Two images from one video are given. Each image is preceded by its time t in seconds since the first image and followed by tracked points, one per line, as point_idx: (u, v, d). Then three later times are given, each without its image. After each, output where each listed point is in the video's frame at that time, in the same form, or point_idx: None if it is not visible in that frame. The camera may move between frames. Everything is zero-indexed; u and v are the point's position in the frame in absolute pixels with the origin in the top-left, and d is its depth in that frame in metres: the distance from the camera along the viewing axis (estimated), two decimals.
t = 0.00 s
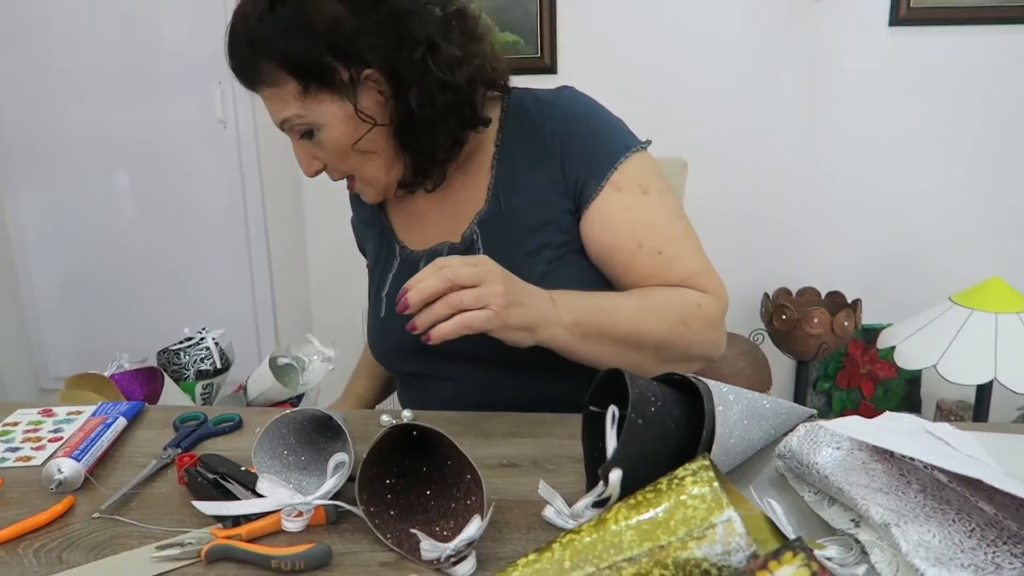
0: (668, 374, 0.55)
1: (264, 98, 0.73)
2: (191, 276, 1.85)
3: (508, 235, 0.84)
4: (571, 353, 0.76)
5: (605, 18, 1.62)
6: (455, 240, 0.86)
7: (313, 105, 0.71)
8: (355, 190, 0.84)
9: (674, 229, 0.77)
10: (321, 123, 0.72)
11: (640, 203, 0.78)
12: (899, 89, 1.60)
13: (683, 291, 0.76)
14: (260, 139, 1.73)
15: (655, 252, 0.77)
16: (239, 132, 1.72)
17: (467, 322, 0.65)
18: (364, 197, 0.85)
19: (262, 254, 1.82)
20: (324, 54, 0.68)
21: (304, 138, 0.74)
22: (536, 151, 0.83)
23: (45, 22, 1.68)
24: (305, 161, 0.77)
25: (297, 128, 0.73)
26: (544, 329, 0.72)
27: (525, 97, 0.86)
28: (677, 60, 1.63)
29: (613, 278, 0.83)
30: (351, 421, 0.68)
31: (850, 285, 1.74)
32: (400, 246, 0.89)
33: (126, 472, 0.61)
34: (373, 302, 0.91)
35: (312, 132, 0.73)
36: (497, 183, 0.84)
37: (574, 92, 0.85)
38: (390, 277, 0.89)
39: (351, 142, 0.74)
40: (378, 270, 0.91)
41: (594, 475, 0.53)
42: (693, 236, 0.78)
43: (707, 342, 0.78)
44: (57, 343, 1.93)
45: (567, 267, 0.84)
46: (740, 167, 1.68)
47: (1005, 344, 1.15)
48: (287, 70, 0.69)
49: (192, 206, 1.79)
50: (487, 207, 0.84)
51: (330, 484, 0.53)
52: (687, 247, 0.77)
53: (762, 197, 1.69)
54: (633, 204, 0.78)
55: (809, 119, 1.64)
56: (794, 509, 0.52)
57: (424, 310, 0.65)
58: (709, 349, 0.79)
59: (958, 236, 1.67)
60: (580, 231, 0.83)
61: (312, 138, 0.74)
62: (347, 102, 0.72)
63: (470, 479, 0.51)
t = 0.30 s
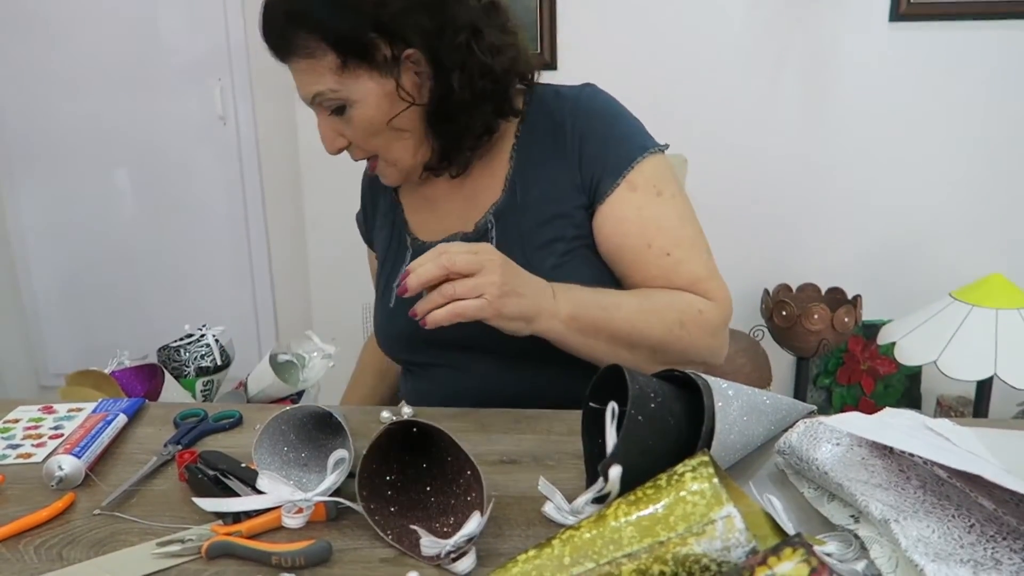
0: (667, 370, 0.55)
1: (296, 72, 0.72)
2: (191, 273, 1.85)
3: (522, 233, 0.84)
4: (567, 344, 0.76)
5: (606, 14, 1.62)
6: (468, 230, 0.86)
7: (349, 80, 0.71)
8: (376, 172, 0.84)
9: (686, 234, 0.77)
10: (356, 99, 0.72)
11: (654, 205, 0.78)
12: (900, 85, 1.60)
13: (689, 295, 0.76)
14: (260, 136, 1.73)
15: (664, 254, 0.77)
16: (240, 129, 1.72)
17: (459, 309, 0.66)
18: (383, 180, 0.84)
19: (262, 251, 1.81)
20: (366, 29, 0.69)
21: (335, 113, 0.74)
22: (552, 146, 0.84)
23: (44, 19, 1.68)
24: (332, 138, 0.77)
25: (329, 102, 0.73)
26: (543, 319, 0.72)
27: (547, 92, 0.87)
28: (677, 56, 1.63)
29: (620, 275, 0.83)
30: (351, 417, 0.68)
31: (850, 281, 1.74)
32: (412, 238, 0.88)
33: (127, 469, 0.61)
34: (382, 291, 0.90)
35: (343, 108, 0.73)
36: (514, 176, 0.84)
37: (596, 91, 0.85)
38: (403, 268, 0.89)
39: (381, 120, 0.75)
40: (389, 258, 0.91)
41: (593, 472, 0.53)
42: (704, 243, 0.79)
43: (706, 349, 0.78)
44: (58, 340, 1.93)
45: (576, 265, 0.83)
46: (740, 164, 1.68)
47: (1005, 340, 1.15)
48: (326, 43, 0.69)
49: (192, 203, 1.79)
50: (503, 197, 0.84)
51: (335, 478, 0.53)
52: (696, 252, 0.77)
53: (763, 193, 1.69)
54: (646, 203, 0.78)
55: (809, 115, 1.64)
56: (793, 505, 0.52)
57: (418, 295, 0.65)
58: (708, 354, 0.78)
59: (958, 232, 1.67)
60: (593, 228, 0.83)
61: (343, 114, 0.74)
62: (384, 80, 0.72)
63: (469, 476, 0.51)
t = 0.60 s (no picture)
0: (668, 367, 0.55)
1: (388, 39, 0.74)
2: (191, 270, 1.85)
3: (578, 229, 0.83)
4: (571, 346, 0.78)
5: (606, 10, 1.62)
6: (519, 216, 0.86)
7: (444, 51, 0.74)
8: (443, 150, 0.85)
9: (722, 254, 0.78)
10: (447, 71, 0.74)
11: (698, 219, 0.78)
12: (900, 82, 1.59)
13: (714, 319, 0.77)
14: (260, 132, 1.72)
15: (697, 269, 0.77)
16: (240, 125, 1.72)
17: (455, 325, 0.72)
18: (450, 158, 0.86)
19: (262, 248, 1.81)
20: (471, 4, 0.72)
21: (422, 84, 0.76)
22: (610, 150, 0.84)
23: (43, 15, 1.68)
24: (410, 109, 0.78)
25: (417, 73, 0.75)
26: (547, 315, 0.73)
27: (614, 100, 0.87)
28: (677, 54, 1.63)
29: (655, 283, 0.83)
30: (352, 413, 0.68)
31: (851, 278, 1.73)
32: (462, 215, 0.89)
33: (128, 465, 0.61)
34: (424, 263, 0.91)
35: (431, 80, 0.75)
36: (573, 173, 0.84)
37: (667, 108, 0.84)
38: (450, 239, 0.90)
39: (467, 95, 0.77)
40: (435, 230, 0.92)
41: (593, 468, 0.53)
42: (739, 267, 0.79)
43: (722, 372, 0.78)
44: (59, 336, 1.93)
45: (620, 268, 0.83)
46: (740, 161, 1.68)
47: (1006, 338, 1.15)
48: (429, 13, 0.71)
49: (192, 199, 1.79)
50: (559, 190, 0.84)
51: (336, 474, 0.53)
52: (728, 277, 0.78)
53: (764, 190, 1.69)
54: (689, 219, 0.78)
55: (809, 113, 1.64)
56: (793, 502, 0.52)
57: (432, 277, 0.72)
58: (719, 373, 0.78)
59: (959, 230, 1.67)
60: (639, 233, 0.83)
61: (431, 85, 0.76)
62: (478, 53, 0.75)
63: (469, 473, 0.51)
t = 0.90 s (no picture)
0: (668, 367, 0.55)
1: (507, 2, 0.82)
2: (190, 268, 1.85)
3: (614, 220, 0.89)
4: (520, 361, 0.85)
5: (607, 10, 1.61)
6: (572, 203, 0.92)
7: (561, 22, 0.82)
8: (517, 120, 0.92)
9: (716, 264, 0.81)
10: (559, 40, 0.83)
11: (711, 227, 0.83)
12: (900, 81, 1.59)
13: (704, 327, 0.80)
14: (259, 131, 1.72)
15: (684, 271, 0.82)
16: (240, 124, 1.72)
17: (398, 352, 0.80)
18: (529, 132, 0.91)
19: (262, 247, 1.81)
20: None
21: (532, 49, 0.84)
22: (656, 157, 0.90)
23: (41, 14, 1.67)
24: (512, 72, 0.85)
25: (529, 36, 0.83)
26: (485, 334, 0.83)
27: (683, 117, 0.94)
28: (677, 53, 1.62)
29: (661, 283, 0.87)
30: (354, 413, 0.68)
31: (851, 277, 1.73)
32: (518, 192, 0.96)
33: (128, 464, 0.61)
34: (473, 233, 0.97)
35: (541, 46, 0.83)
36: (624, 173, 0.91)
37: (719, 133, 0.89)
38: (500, 214, 0.96)
39: (570, 68, 0.85)
40: (487, 204, 0.98)
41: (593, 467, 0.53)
42: (740, 286, 0.81)
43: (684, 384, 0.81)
44: (59, 336, 1.94)
45: (642, 262, 0.88)
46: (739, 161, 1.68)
47: (1005, 335, 1.15)
48: None
49: (192, 198, 1.79)
50: (613, 183, 0.90)
51: (335, 473, 0.53)
52: (718, 287, 0.80)
53: (764, 188, 1.69)
54: (704, 223, 0.83)
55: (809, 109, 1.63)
56: (793, 501, 0.52)
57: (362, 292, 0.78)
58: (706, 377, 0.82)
59: (959, 229, 1.67)
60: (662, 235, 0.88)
61: (540, 52, 0.83)
62: (590, 30, 0.84)
63: (470, 473, 0.51)
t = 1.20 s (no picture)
0: (667, 371, 0.55)
1: None
2: (190, 271, 1.85)
3: (634, 221, 0.90)
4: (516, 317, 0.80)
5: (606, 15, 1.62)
6: (595, 205, 0.93)
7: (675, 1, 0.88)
8: (592, 88, 0.89)
9: (718, 263, 0.81)
10: (671, 16, 0.88)
11: (718, 231, 0.83)
12: (900, 84, 1.60)
13: (704, 323, 0.78)
14: (259, 135, 1.72)
15: (686, 266, 0.82)
16: (240, 128, 1.72)
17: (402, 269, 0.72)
18: (613, 105, 0.89)
19: (262, 251, 1.81)
20: None
21: (645, 18, 0.87)
22: (677, 166, 0.92)
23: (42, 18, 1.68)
24: (626, 34, 0.86)
25: (648, 2, 0.86)
26: (482, 290, 0.77)
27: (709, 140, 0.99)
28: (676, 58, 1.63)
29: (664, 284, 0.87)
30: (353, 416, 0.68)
31: (852, 280, 1.73)
32: (539, 192, 0.97)
33: (127, 469, 0.61)
34: (494, 229, 0.98)
35: (654, 16, 0.87)
36: (648, 177, 0.92)
37: (739, 151, 0.90)
38: (521, 212, 0.97)
39: (672, 47, 0.89)
40: (506, 200, 0.99)
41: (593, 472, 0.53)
42: (737, 293, 0.80)
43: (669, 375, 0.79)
44: (60, 339, 1.94)
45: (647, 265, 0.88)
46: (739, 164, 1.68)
47: (1005, 338, 1.15)
48: None
49: (193, 201, 1.79)
50: (637, 185, 0.92)
51: (333, 481, 0.53)
52: (715, 285, 0.79)
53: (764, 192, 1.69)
54: (713, 226, 0.83)
55: (808, 113, 1.64)
56: (793, 507, 0.52)
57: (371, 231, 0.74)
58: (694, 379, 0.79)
59: (959, 233, 1.67)
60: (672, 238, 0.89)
61: (653, 21, 0.87)
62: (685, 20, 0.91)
63: (469, 477, 0.51)
